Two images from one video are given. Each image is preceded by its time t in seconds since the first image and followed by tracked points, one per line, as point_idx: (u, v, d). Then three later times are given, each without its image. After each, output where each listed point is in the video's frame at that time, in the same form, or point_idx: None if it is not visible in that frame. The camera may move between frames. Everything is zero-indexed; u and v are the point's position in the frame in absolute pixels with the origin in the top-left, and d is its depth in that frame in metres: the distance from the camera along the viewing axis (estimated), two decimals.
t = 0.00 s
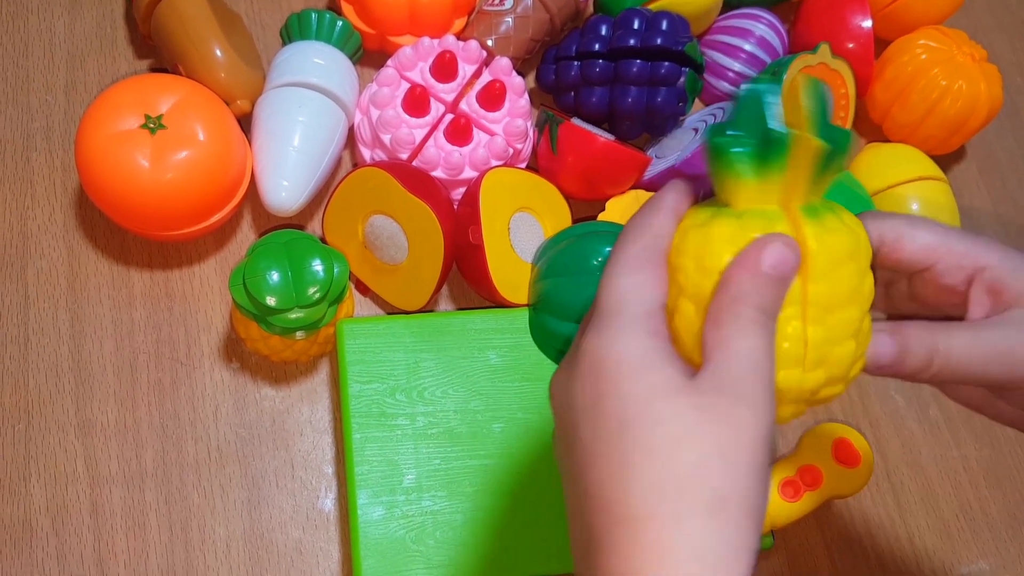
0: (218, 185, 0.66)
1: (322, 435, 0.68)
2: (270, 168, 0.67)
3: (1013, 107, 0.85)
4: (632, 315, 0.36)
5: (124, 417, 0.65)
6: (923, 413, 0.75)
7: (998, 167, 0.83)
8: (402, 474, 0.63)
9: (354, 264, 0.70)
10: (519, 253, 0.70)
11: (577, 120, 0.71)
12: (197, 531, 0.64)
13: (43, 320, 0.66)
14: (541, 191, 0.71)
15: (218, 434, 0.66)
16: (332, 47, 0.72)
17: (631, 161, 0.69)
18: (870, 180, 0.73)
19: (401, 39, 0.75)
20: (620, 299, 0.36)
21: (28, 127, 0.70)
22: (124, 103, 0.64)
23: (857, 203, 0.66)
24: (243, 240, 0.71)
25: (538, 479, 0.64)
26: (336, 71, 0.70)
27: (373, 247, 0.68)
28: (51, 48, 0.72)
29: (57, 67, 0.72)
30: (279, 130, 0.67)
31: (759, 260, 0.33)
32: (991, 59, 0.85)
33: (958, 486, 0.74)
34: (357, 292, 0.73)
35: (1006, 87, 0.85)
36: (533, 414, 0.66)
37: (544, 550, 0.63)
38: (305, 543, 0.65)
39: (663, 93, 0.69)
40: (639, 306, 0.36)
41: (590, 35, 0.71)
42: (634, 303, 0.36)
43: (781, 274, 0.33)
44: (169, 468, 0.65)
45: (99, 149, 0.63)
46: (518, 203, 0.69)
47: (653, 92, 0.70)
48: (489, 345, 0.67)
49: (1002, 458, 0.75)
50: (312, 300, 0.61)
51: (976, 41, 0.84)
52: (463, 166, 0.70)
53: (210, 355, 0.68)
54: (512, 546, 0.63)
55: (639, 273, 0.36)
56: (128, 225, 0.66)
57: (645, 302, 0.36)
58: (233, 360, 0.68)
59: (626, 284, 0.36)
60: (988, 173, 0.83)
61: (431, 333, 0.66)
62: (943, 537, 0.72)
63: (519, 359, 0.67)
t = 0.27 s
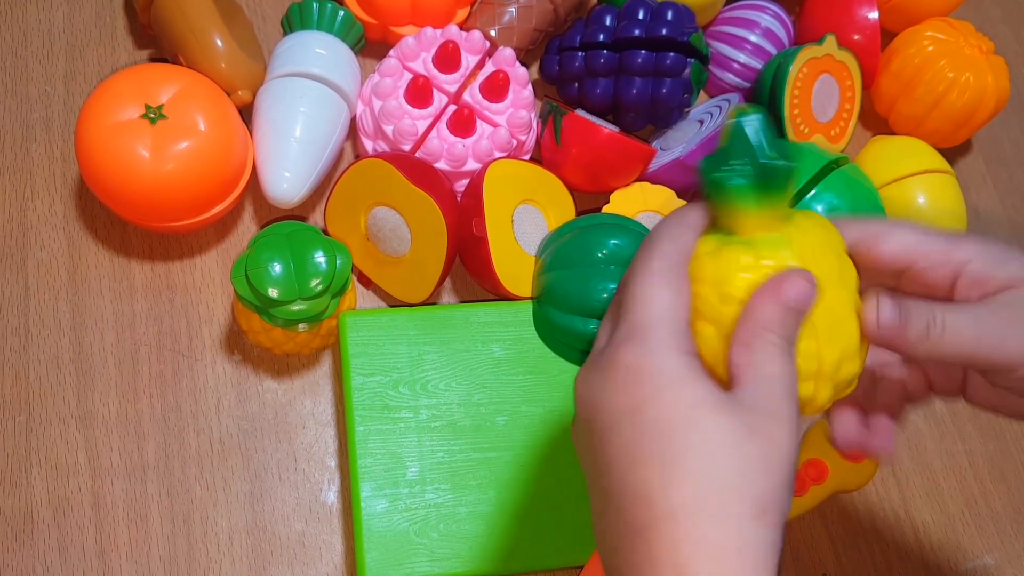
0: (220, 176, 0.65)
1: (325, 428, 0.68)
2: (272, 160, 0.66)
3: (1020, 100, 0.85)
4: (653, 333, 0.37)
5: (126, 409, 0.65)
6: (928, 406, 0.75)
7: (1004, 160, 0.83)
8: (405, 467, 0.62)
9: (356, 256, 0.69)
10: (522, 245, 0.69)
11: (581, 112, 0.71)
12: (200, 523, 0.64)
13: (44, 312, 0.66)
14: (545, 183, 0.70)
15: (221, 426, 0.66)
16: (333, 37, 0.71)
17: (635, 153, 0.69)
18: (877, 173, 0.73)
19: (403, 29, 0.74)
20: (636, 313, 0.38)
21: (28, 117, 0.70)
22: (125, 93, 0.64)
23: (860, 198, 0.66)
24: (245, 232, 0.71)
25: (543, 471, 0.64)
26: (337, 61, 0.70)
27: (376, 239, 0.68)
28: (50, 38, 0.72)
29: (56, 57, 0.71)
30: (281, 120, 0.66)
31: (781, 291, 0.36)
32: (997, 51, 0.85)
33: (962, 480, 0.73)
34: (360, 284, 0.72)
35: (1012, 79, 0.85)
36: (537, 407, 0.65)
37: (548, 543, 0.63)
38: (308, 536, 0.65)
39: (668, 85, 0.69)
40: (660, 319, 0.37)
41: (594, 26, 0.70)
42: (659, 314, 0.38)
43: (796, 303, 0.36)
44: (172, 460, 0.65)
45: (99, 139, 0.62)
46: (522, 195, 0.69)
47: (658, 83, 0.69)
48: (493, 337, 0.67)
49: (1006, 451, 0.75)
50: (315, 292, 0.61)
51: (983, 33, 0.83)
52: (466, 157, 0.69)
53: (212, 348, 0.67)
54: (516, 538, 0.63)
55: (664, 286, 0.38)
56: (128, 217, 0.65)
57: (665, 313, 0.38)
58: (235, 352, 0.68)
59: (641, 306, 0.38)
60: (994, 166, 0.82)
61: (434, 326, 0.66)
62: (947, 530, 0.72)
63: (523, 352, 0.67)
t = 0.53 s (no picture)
0: (220, 176, 0.65)
1: (326, 428, 0.68)
2: (272, 160, 0.66)
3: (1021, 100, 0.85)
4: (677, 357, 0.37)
5: (126, 410, 0.65)
6: (930, 406, 0.74)
7: (1005, 160, 0.83)
8: (406, 467, 0.62)
9: (357, 257, 0.69)
10: (523, 245, 0.69)
11: (582, 112, 0.71)
12: (200, 524, 0.64)
13: (44, 313, 0.66)
14: (546, 183, 0.70)
15: (221, 427, 0.66)
16: (334, 37, 0.71)
17: (636, 153, 0.69)
18: (878, 173, 0.73)
19: (404, 30, 0.74)
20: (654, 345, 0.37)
21: (28, 118, 0.70)
22: (125, 93, 0.64)
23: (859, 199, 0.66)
24: (245, 232, 0.71)
25: (544, 471, 0.64)
26: (338, 62, 0.70)
27: (377, 239, 0.68)
28: (50, 38, 0.72)
29: (56, 58, 0.71)
30: (281, 121, 0.66)
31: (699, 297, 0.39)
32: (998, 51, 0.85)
33: (964, 480, 0.73)
34: (360, 285, 0.72)
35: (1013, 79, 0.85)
36: (537, 407, 0.65)
37: (549, 543, 0.63)
38: (309, 536, 0.65)
39: (669, 85, 0.69)
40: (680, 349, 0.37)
41: (595, 26, 0.70)
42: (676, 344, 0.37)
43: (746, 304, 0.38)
44: (172, 461, 0.65)
45: (99, 139, 0.62)
46: (522, 196, 0.69)
47: (659, 83, 0.69)
48: (494, 338, 0.67)
49: (1008, 451, 0.75)
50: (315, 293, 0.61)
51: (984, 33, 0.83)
52: (467, 158, 0.69)
53: (212, 348, 0.67)
54: (518, 538, 0.63)
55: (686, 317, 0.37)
56: (129, 217, 0.65)
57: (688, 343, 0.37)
58: (236, 353, 0.67)
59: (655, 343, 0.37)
60: (995, 166, 0.82)
61: (435, 326, 0.66)
62: (949, 530, 0.72)
63: (523, 352, 0.67)
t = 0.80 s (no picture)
0: (221, 178, 0.65)
1: (327, 430, 0.68)
2: (274, 162, 0.66)
3: (1020, 101, 0.85)
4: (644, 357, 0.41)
5: (128, 412, 0.65)
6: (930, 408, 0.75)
7: (1004, 162, 0.83)
8: (407, 469, 0.62)
9: (358, 259, 0.69)
10: (524, 247, 0.69)
11: (583, 114, 0.71)
12: (202, 525, 0.64)
13: (46, 315, 0.66)
14: (547, 185, 0.70)
15: (223, 429, 0.66)
16: (335, 40, 0.71)
17: (636, 155, 0.69)
18: (878, 175, 0.73)
19: (405, 32, 0.74)
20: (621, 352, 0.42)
21: (29, 120, 0.70)
22: (127, 96, 0.64)
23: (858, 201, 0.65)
24: (246, 234, 0.71)
25: (545, 472, 0.64)
26: (339, 64, 0.70)
27: (378, 241, 0.68)
28: (52, 41, 0.72)
29: (57, 60, 0.71)
30: (282, 123, 0.67)
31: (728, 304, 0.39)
32: (998, 53, 0.85)
33: (965, 481, 0.74)
34: (361, 287, 0.72)
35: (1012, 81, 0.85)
36: (539, 409, 0.66)
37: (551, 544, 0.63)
38: (310, 538, 0.65)
39: (670, 87, 0.69)
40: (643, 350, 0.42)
41: (595, 28, 0.70)
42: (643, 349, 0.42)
43: (745, 314, 0.39)
44: (173, 462, 0.65)
45: (101, 141, 0.62)
46: (523, 198, 0.69)
47: (660, 85, 0.69)
48: (495, 339, 0.67)
49: (1008, 453, 0.75)
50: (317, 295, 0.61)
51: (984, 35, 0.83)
52: (468, 160, 0.69)
53: (213, 350, 0.67)
54: (520, 540, 0.63)
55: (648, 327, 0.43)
56: (130, 219, 0.65)
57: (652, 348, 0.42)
58: (237, 355, 0.68)
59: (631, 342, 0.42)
60: (995, 168, 0.82)
61: (436, 328, 0.66)
62: (949, 532, 0.72)
63: (524, 354, 0.67)
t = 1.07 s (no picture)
0: (220, 176, 0.65)
1: (326, 429, 0.68)
2: (273, 161, 0.66)
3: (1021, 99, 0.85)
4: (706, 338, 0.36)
5: (127, 411, 0.65)
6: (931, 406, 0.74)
7: (1005, 159, 0.83)
8: (407, 468, 0.62)
9: (358, 257, 0.69)
10: (525, 245, 0.69)
11: (583, 112, 0.71)
12: (201, 524, 0.64)
13: (45, 313, 0.66)
14: (546, 183, 0.70)
15: (222, 427, 0.66)
16: (334, 38, 0.71)
17: (637, 153, 0.69)
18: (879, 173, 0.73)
19: (404, 30, 0.74)
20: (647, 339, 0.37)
21: (28, 119, 0.70)
22: (125, 94, 0.64)
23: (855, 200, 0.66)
24: (245, 233, 0.71)
25: (545, 472, 0.64)
26: (338, 62, 0.70)
27: (377, 240, 0.68)
28: (51, 39, 0.72)
29: (56, 59, 0.71)
30: (281, 121, 0.66)
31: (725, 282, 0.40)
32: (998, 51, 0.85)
33: (966, 480, 0.73)
34: (361, 285, 0.72)
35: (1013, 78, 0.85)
36: (539, 407, 0.65)
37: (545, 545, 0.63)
38: (310, 537, 0.65)
39: (670, 84, 0.69)
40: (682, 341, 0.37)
41: (595, 26, 0.70)
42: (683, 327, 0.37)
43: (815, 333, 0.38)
44: (173, 461, 0.65)
45: (100, 140, 0.62)
46: (523, 196, 0.69)
47: (659, 82, 0.69)
48: (495, 338, 0.67)
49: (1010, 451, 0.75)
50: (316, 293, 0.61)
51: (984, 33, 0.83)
52: (467, 158, 0.69)
53: (213, 348, 0.67)
54: (516, 540, 0.62)
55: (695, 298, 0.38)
56: (129, 217, 0.65)
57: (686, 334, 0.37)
58: (236, 353, 0.67)
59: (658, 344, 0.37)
60: (996, 166, 0.82)
61: (436, 326, 0.66)
62: (950, 530, 0.72)
63: (525, 352, 0.67)
